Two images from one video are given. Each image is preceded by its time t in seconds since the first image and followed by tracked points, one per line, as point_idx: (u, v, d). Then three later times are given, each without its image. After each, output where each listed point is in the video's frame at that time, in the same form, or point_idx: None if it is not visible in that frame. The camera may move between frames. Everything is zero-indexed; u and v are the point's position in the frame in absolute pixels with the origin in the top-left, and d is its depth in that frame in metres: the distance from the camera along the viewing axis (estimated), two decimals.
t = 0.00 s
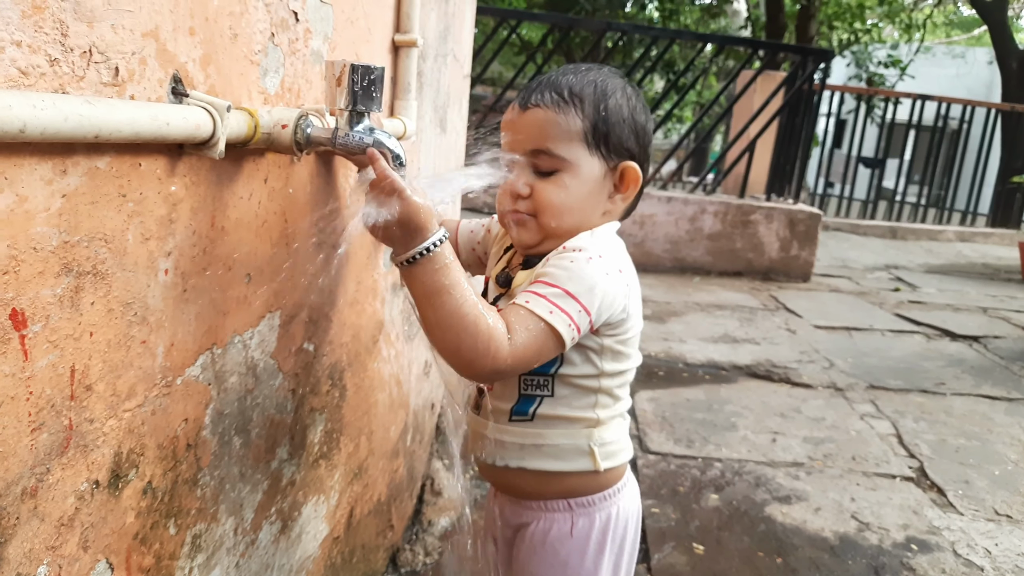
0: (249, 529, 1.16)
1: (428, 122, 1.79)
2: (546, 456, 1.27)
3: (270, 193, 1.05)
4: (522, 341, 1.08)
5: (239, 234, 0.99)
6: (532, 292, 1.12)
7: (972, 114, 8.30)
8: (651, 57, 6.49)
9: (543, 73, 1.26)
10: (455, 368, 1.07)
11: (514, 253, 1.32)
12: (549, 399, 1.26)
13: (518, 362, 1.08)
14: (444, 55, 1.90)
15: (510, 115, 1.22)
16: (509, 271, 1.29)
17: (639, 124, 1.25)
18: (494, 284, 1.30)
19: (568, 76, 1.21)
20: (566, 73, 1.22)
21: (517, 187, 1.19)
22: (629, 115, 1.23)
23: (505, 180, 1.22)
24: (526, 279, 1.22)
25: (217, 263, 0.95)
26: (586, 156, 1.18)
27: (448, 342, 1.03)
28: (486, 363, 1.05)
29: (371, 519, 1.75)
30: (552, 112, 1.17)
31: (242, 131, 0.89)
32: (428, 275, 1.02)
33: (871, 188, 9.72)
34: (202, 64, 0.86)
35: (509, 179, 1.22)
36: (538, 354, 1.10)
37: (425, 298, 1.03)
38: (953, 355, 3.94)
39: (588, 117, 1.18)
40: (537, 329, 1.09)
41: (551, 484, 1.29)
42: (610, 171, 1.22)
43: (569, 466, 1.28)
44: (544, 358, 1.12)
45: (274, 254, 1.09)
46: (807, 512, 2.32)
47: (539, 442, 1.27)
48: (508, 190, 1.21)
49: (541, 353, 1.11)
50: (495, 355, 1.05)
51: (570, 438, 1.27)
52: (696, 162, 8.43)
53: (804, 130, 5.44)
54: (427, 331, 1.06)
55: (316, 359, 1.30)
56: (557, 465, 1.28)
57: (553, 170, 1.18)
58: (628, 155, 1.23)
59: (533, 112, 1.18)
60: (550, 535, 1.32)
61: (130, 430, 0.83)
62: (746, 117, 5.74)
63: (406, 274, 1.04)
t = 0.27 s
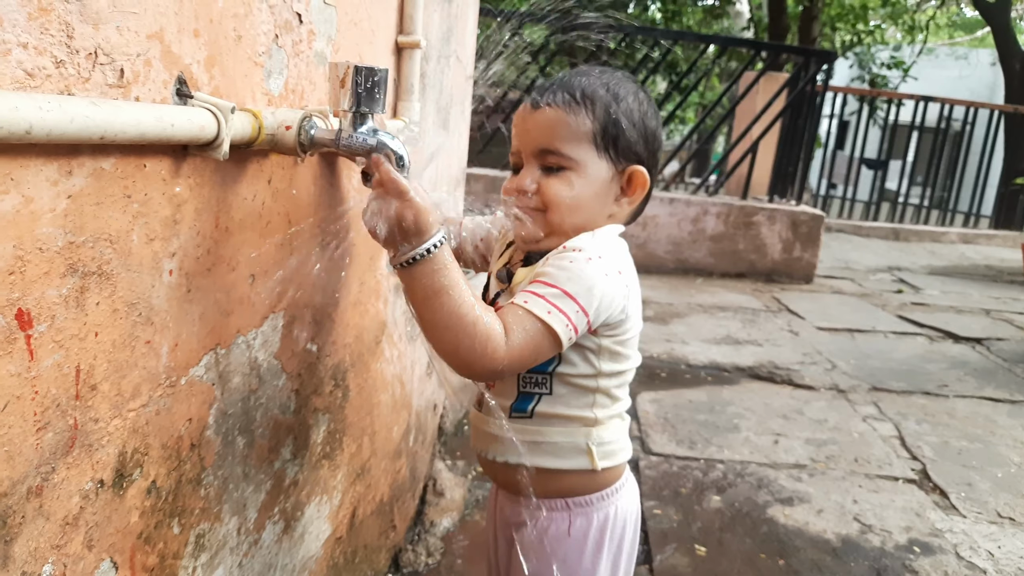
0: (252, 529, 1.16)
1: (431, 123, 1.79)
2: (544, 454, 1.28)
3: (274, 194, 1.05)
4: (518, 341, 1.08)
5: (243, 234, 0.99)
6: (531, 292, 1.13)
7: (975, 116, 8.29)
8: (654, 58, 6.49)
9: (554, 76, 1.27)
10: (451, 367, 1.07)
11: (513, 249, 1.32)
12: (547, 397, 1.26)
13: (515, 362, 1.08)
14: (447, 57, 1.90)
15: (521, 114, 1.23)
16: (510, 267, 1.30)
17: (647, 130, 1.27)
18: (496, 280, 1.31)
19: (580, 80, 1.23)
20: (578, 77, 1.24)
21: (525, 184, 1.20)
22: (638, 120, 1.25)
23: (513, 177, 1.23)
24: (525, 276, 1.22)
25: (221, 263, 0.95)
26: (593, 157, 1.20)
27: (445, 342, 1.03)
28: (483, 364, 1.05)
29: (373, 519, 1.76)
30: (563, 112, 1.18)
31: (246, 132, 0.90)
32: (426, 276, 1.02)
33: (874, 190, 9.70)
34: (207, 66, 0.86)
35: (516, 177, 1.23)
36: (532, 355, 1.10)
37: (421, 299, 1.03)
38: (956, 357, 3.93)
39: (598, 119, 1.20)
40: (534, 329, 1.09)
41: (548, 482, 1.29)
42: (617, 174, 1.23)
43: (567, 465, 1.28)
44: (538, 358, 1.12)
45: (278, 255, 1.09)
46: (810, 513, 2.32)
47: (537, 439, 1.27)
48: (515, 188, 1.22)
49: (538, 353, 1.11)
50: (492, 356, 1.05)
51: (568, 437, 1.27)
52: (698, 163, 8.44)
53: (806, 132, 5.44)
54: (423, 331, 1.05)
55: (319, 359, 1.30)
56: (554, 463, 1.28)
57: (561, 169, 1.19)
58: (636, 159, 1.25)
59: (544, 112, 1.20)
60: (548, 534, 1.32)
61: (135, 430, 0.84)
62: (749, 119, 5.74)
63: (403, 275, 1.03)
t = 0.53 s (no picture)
0: (254, 525, 1.17)
1: (433, 121, 1.80)
2: (540, 443, 1.28)
3: (277, 191, 1.05)
4: (532, 336, 1.08)
5: (246, 231, 0.99)
6: (543, 288, 1.12)
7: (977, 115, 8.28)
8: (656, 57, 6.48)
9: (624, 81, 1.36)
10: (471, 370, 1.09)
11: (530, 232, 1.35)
12: (544, 385, 1.27)
13: (529, 358, 1.08)
14: (450, 55, 1.90)
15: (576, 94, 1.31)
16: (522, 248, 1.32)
17: (686, 153, 1.30)
18: (507, 260, 1.33)
19: (641, 83, 1.30)
20: (642, 82, 1.31)
21: (553, 152, 1.26)
22: (681, 140, 1.28)
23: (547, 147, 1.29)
24: (534, 265, 1.23)
25: (225, 260, 0.95)
26: (619, 143, 1.23)
27: (462, 342, 1.05)
28: (500, 361, 1.06)
29: (375, 516, 1.76)
30: (610, 96, 1.25)
31: (249, 129, 0.89)
32: (435, 281, 1.06)
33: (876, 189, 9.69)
34: (211, 63, 0.86)
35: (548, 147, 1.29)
36: (547, 350, 1.10)
37: (435, 304, 1.06)
38: (957, 356, 3.93)
39: (641, 115, 1.24)
40: (545, 325, 1.09)
41: (543, 474, 1.30)
42: (641, 171, 1.25)
43: (561, 455, 1.28)
44: (552, 353, 1.11)
45: (281, 251, 1.10)
46: (811, 512, 2.32)
47: (535, 427, 1.28)
48: (544, 157, 1.28)
49: (550, 349, 1.11)
50: (507, 351, 1.06)
51: (565, 427, 1.27)
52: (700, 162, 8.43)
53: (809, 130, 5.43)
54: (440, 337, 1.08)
55: (321, 356, 1.30)
56: (549, 453, 1.28)
57: (588, 145, 1.24)
58: (663, 167, 1.27)
59: (595, 92, 1.27)
60: (543, 529, 1.32)
61: (138, 425, 0.84)
62: (751, 117, 5.73)
63: (415, 285, 1.07)
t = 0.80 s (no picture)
0: (252, 522, 1.16)
1: (434, 118, 1.79)
2: (553, 446, 1.28)
3: (276, 188, 1.05)
4: (587, 351, 1.13)
5: (245, 227, 0.99)
6: (583, 297, 1.14)
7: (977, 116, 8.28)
8: (656, 56, 6.48)
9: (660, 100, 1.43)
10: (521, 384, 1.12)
11: (544, 222, 1.38)
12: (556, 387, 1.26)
13: (584, 371, 1.13)
14: (451, 52, 1.90)
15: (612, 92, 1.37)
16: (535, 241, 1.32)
17: (701, 171, 1.35)
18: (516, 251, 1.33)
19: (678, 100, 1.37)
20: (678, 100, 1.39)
21: (578, 132, 1.28)
22: (701, 158, 1.34)
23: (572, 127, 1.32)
24: (554, 259, 1.26)
25: (224, 256, 0.95)
26: (646, 139, 1.28)
27: (527, 367, 1.08)
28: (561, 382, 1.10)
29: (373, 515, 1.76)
30: (649, 97, 1.32)
31: (250, 124, 0.89)
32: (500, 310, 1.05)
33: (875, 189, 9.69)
34: (211, 58, 0.86)
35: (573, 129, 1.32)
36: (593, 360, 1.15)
37: (498, 330, 1.06)
38: (956, 356, 3.93)
39: (674, 121, 1.31)
40: (599, 340, 1.13)
41: (557, 477, 1.30)
42: (661, 172, 1.30)
43: (575, 457, 1.28)
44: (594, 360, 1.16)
45: (280, 248, 1.09)
46: (809, 511, 2.32)
47: (547, 430, 1.27)
48: (567, 137, 1.30)
49: (597, 356, 1.15)
50: (569, 373, 1.10)
51: (577, 429, 1.27)
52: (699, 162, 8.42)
53: (808, 130, 5.42)
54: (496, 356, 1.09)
55: (320, 353, 1.30)
56: (562, 455, 1.28)
57: (616, 133, 1.28)
58: (679, 175, 1.32)
59: (633, 90, 1.33)
60: (555, 530, 1.32)
61: (136, 422, 0.84)
62: (751, 117, 5.72)
63: (476, 311, 1.06)
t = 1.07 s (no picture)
0: (228, 510, 1.16)
1: (416, 104, 1.78)
2: (532, 439, 1.27)
3: (252, 171, 1.04)
4: (547, 294, 1.10)
5: (220, 211, 0.98)
6: (557, 240, 1.16)
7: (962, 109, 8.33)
8: (644, 47, 6.46)
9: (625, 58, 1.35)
10: (478, 282, 1.11)
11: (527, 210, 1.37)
12: (537, 380, 1.26)
13: (541, 308, 1.10)
14: (434, 39, 1.89)
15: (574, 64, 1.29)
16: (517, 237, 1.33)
17: (676, 145, 1.33)
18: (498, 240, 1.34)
19: (646, 67, 1.31)
20: (646, 65, 1.32)
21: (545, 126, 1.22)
22: (674, 132, 1.31)
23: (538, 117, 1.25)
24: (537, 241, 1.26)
25: (197, 239, 0.94)
26: (619, 128, 1.23)
27: (499, 249, 1.08)
28: (509, 298, 1.08)
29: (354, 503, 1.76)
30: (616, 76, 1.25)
31: (222, 105, 0.88)
32: (519, 183, 1.09)
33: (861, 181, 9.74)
34: (183, 37, 0.85)
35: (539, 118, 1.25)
36: (547, 310, 1.11)
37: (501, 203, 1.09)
38: (938, 347, 3.96)
39: (644, 100, 1.26)
40: (560, 282, 1.11)
41: (536, 469, 1.29)
42: (636, 159, 1.27)
43: (555, 450, 1.28)
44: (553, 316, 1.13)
45: (256, 233, 1.08)
46: (791, 500, 2.33)
47: (527, 424, 1.27)
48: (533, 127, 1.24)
49: (558, 304, 1.12)
50: (522, 295, 1.08)
51: (557, 422, 1.27)
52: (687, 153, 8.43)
53: (795, 122, 5.43)
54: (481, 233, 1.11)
55: (298, 340, 1.29)
56: (542, 449, 1.28)
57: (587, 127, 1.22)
58: (655, 158, 1.29)
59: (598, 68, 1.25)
60: (533, 520, 1.31)
61: (104, 407, 0.83)
62: (738, 108, 5.73)
63: (505, 173, 1.11)
